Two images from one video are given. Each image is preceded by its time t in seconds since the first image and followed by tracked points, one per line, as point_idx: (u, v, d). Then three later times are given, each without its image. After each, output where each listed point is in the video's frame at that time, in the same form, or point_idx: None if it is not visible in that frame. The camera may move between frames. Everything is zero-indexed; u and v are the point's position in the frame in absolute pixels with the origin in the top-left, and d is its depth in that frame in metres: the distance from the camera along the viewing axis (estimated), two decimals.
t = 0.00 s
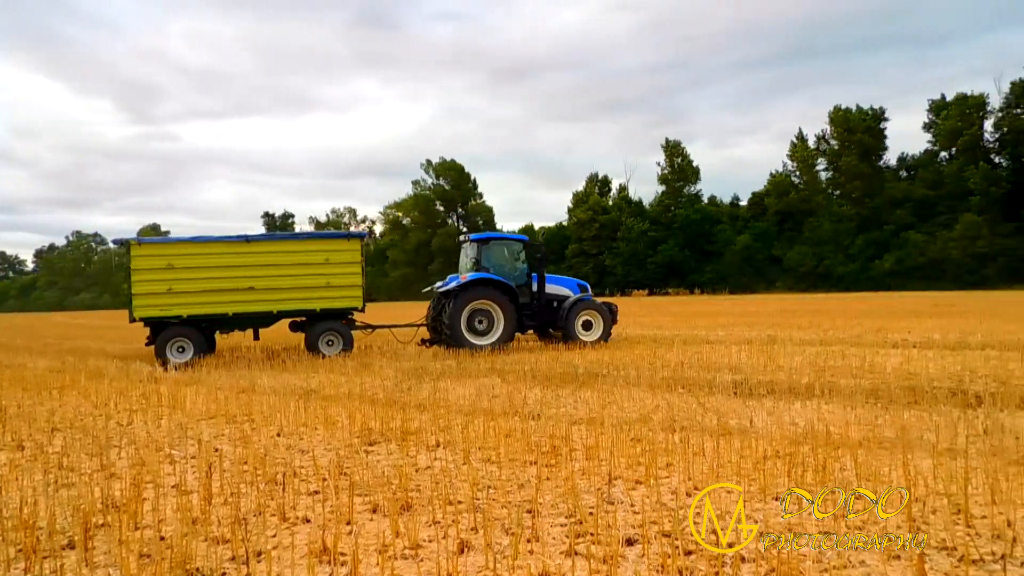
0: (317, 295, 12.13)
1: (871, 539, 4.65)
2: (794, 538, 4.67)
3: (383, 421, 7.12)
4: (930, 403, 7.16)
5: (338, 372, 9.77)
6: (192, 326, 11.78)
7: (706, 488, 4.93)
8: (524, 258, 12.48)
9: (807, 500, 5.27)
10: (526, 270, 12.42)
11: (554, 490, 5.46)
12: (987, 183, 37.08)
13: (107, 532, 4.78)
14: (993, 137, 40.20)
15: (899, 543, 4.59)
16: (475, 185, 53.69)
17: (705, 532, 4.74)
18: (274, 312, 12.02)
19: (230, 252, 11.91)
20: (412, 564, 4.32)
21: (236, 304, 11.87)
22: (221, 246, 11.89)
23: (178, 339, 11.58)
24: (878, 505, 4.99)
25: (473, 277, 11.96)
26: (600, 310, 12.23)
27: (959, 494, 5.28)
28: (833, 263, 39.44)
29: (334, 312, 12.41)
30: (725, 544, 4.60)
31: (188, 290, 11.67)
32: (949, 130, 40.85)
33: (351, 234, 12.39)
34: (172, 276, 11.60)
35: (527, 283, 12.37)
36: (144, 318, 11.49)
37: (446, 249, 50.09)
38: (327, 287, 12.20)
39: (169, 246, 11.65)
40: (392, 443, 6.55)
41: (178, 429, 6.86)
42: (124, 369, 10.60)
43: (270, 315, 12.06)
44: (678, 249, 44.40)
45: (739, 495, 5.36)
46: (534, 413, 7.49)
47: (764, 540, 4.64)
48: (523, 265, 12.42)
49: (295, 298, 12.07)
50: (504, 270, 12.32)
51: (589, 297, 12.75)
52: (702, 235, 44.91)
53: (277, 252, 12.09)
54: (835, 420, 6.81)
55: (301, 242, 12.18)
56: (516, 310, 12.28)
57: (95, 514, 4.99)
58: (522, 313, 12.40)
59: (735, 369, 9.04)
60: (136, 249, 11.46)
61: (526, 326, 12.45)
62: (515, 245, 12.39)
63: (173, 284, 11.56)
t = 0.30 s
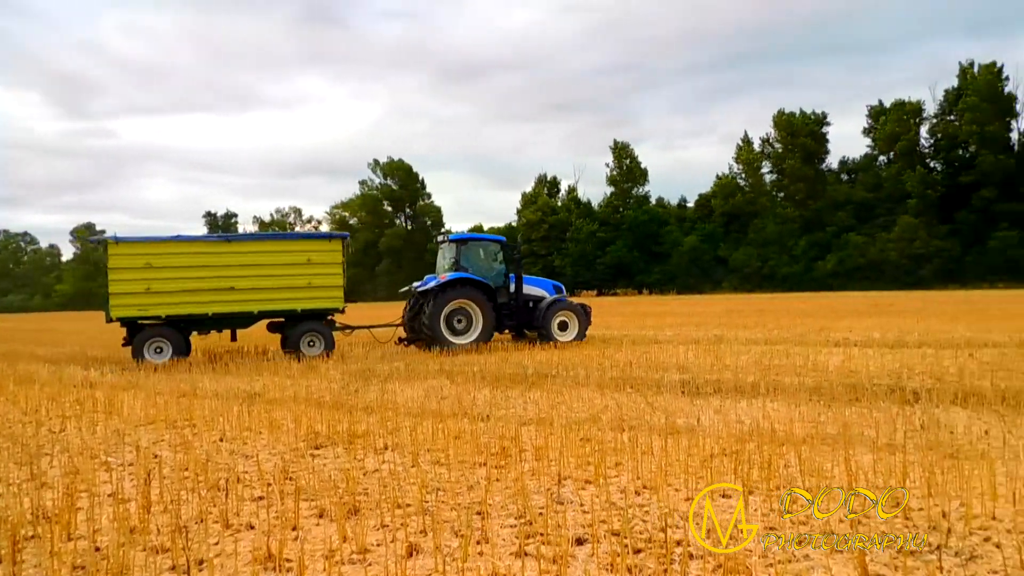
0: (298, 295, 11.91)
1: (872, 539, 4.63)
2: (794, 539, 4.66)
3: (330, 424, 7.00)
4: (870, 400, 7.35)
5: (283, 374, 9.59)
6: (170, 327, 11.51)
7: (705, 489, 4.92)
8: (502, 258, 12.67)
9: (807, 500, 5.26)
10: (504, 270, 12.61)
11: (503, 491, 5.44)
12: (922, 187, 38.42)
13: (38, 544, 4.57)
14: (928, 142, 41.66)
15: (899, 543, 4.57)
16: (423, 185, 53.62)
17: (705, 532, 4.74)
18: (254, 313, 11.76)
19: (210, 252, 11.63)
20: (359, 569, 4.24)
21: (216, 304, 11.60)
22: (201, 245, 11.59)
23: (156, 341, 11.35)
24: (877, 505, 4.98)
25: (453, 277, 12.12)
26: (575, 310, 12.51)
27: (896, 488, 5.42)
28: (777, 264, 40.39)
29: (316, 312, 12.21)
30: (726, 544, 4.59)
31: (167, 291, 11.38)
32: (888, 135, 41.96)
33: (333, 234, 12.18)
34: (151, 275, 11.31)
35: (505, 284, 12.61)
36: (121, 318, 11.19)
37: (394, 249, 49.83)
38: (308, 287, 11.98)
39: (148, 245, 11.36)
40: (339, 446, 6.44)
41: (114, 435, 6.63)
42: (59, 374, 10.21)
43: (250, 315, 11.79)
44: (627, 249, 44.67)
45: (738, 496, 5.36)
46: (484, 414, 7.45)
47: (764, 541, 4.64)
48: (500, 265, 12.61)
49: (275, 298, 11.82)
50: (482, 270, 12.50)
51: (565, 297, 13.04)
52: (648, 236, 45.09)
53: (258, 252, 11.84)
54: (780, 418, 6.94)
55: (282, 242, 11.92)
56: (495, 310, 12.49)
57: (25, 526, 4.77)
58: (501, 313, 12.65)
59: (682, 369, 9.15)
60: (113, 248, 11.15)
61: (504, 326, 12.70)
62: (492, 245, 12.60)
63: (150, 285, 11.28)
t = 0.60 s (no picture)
0: (268, 297, 11.69)
1: (872, 540, 4.63)
2: (794, 539, 4.67)
3: (263, 429, 6.84)
4: (802, 397, 7.56)
5: (214, 378, 9.35)
6: (135, 329, 11.15)
7: (705, 490, 4.94)
8: (467, 260, 12.80)
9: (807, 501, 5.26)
10: (469, 271, 12.74)
11: (442, 494, 5.40)
12: (853, 190, 39.63)
13: None
14: (856, 147, 43.19)
15: (899, 543, 4.56)
16: (361, 186, 52.88)
17: (705, 533, 4.78)
18: (222, 315, 11.47)
19: (178, 252, 11.30)
20: None
21: (183, 305, 11.27)
22: (169, 245, 11.26)
23: (120, 344, 10.99)
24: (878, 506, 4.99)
25: (418, 279, 12.24)
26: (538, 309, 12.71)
27: (828, 482, 5.57)
28: (713, 265, 41.30)
29: (283, 315, 11.98)
30: (726, 544, 4.63)
31: (131, 291, 11.00)
32: (819, 139, 43.29)
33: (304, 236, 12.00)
34: (115, 275, 10.91)
35: (470, 284, 12.75)
36: (83, 319, 10.73)
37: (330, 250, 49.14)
38: (278, 290, 11.78)
39: (112, 243, 10.95)
40: (272, 451, 6.30)
41: (31, 445, 6.34)
42: None
43: (218, 318, 11.50)
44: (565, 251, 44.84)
45: (740, 494, 5.37)
46: (422, 416, 7.39)
47: (764, 541, 4.65)
48: (466, 266, 12.74)
49: (245, 300, 11.58)
50: (447, 271, 12.62)
51: (528, 297, 13.24)
52: (587, 237, 44.86)
53: (229, 254, 11.59)
54: (716, 416, 7.07)
55: (253, 244, 11.69)
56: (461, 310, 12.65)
57: None
58: (467, 313, 12.82)
59: (620, 369, 9.26)
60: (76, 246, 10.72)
61: (470, 326, 12.87)
62: (458, 246, 12.75)
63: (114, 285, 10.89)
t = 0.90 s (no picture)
0: (231, 299, 11.39)
1: (871, 540, 4.60)
2: (794, 539, 4.65)
3: (193, 435, 6.64)
4: (737, 396, 7.72)
5: (140, 384, 9.03)
6: (94, 334, 10.71)
7: (705, 489, 4.92)
8: (429, 261, 12.81)
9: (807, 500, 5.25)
10: (431, 272, 12.74)
11: (379, 498, 5.33)
12: (784, 194, 41.27)
13: None
14: (789, 152, 44.48)
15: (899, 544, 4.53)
16: (294, 184, 51.96)
17: (705, 532, 4.77)
18: (185, 318, 11.12)
19: (138, 254, 10.89)
20: None
21: (144, 309, 10.88)
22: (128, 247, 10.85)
23: (78, 350, 10.55)
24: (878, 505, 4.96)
25: (380, 279, 12.20)
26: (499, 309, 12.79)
27: (761, 479, 5.69)
28: (650, 266, 41.99)
29: (246, 316, 11.69)
30: (725, 543, 4.62)
31: (88, 295, 10.55)
32: (753, 143, 44.42)
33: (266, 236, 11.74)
34: (73, 278, 10.46)
35: (432, 284, 12.76)
36: (40, 325, 10.26)
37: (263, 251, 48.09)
38: (241, 291, 11.49)
39: (67, 246, 10.47)
40: (201, 458, 6.12)
41: None
42: None
43: (181, 321, 11.13)
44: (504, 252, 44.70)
45: (739, 495, 5.37)
46: (358, 419, 7.28)
47: (765, 541, 4.64)
48: (427, 268, 12.74)
49: (209, 302, 11.26)
50: (409, 272, 12.60)
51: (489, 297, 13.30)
52: (526, 238, 44.84)
53: (190, 255, 11.25)
54: (653, 415, 7.17)
55: (214, 245, 11.39)
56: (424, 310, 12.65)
57: None
58: (430, 314, 12.81)
59: (559, 369, 9.30)
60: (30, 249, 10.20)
61: (432, 326, 12.86)
62: (418, 247, 12.76)
63: (72, 289, 10.43)
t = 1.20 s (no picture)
0: (202, 302, 11.16)
1: (870, 540, 4.61)
2: (794, 540, 4.68)
3: (123, 446, 6.41)
4: (679, 399, 7.84)
5: (67, 393, 8.66)
6: (60, 336, 10.33)
7: (704, 491, 4.97)
8: (395, 266, 12.77)
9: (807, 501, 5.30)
10: (398, 277, 12.70)
11: (319, 507, 5.22)
12: (724, 200, 42.36)
13: None
14: (729, 159, 45.50)
15: (898, 543, 4.52)
16: (232, 187, 50.92)
17: (705, 533, 4.82)
18: (155, 320, 10.84)
19: (108, 256, 10.58)
20: None
21: (113, 311, 10.55)
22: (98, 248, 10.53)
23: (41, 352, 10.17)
24: (876, 505, 4.98)
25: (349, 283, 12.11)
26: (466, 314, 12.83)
27: (703, 480, 5.77)
28: (593, 271, 42.37)
29: (214, 320, 11.47)
30: (724, 543, 4.67)
31: (54, 297, 10.17)
32: (694, 150, 45.23)
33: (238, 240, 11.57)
34: (38, 280, 10.05)
35: (399, 289, 12.72)
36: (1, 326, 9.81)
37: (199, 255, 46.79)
38: (211, 295, 11.28)
39: (34, 246, 10.07)
40: (132, 469, 5.91)
41: None
42: None
43: (149, 324, 10.85)
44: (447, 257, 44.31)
45: (739, 495, 5.44)
46: (297, 427, 7.13)
47: (764, 541, 4.69)
48: (395, 272, 12.70)
49: (178, 306, 11.01)
50: (376, 276, 12.54)
51: (455, 302, 13.33)
52: (472, 244, 44.83)
53: (162, 258, 10.98)
54: (596, 419, 7.22)
55: (187, 248, 11.12)
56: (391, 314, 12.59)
57: None
58: (396, 317, 12.76)
59: (503, 374, 9.29)
60: None
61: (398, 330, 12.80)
62: (386, 252, 12.70)
63: (38, 290, 10.03)
